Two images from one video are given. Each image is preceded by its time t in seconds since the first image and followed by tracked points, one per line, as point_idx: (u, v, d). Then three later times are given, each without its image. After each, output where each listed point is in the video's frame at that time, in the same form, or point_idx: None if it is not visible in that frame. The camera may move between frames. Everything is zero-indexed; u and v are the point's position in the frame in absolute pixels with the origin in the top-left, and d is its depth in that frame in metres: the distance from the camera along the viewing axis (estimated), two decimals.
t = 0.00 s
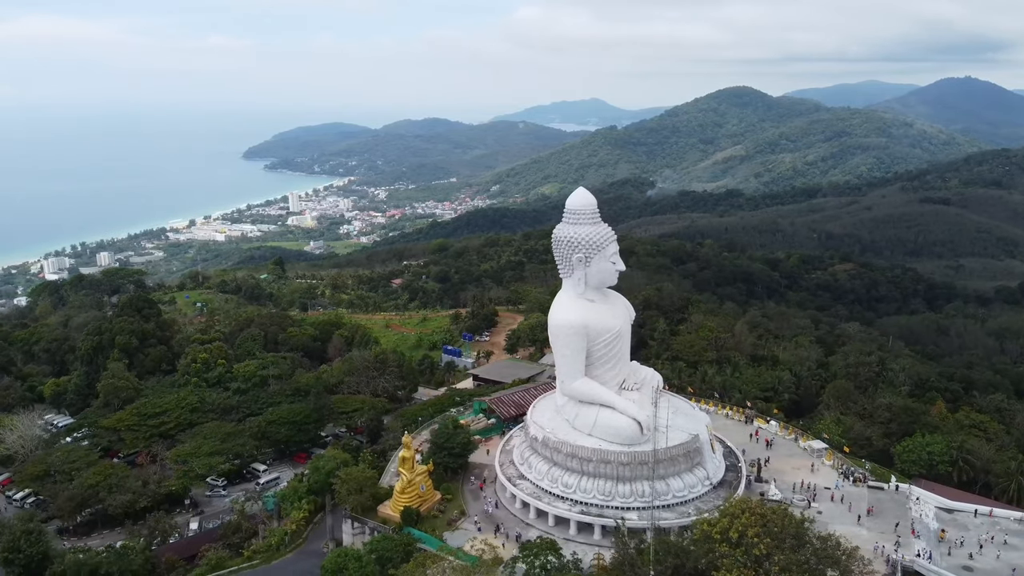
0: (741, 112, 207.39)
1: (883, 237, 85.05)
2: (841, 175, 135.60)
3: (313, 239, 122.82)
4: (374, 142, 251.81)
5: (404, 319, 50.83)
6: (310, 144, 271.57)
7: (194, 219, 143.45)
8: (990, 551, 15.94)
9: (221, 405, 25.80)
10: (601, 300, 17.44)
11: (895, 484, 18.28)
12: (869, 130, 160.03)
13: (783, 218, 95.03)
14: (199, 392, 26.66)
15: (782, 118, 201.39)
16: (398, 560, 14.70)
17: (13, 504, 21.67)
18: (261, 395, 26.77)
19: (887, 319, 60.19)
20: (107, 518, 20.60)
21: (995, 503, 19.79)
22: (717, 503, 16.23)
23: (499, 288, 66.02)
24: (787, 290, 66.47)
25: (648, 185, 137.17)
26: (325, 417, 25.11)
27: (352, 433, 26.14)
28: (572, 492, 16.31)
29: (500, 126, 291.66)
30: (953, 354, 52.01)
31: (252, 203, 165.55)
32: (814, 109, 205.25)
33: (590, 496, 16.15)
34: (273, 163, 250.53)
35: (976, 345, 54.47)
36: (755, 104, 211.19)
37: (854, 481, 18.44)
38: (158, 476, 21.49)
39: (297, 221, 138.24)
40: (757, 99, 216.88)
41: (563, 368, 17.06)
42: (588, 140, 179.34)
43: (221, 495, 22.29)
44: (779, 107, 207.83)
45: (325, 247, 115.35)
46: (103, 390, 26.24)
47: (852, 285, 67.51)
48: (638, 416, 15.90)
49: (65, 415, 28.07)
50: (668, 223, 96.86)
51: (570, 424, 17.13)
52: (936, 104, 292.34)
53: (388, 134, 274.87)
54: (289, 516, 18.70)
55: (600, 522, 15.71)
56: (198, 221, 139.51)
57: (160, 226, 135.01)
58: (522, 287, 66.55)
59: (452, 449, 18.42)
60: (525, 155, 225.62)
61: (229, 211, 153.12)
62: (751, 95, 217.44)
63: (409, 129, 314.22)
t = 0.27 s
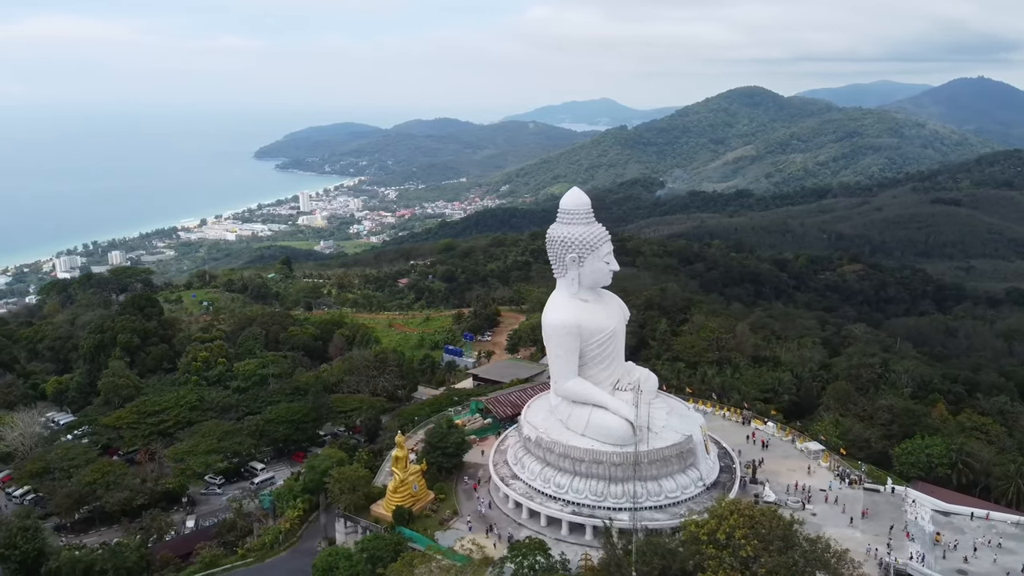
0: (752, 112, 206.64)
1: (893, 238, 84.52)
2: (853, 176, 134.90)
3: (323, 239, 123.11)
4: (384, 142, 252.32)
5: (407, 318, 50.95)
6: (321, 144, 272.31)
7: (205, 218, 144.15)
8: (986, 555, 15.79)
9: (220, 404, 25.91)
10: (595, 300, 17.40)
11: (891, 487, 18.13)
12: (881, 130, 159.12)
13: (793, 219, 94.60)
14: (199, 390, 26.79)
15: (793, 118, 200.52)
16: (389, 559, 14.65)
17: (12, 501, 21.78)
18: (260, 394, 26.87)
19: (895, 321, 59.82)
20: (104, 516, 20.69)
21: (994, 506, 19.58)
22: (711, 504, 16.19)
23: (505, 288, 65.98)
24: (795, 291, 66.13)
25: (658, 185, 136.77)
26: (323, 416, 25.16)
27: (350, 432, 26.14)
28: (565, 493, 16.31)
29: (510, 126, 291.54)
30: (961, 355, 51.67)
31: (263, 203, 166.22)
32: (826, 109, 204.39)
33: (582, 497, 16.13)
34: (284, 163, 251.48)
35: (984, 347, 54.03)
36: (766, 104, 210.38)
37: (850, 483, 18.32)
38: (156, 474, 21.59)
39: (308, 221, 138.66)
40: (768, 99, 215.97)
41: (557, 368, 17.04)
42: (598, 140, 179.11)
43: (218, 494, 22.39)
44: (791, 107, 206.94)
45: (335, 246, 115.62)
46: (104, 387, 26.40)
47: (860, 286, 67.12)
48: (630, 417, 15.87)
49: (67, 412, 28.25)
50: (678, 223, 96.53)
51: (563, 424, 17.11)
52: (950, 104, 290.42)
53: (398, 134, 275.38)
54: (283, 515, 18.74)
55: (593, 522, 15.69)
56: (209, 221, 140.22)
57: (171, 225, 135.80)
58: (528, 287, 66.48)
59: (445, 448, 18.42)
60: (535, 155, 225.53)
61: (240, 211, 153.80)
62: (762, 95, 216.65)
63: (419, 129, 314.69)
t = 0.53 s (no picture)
0: (763, 112, 205.83)
1: (903, 239, 84.01)
2: (864, 176, 134.15)
3: (333, 238, 123.40)
4: (394, 142, 252.80)
5: (410, 318, 50.99)
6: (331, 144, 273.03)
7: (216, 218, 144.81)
8: (981, 558, 15.64)
9: (219, 402, 26.01)
10: (589, 300, 17.37)
11: (887, 490, 17.98)
12: (892, 130, 158.22)
13: (803, 219, 94.11)
14: (199, 389, 26.89)
15: (805, 118, 199.61)
16: (380, 558, 14.65)
17: (11, 498, 21.87)
18: (260, 393, 26.93)
19: (903, 322, 59.45)
20: (102, 513, 20.78)
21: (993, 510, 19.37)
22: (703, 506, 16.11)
23: (512, 287, 65.92)
24: (803, 292, 65.77)
25: (668, 185, 136.37)
26: (320, 415, 25.20)
27: (349, 431, 26.14)
28: (557, 493, 16.26)
29: (523, 125, 291.41)
30: (969, 358, 51.29)
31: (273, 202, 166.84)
32: (838, 110, 203.31)
33: (575, 497, 16.08)
34: (294, 163, 252.44)
35: (994, 348, 53.59)
36: (777, 104, 209.52)
37: (845, 486, 18.20)
38: (153, 472, 21.65)
39: (318, 220, 139.08)
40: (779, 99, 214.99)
41: (550, 368, 17.01)
42: (608, 140, 178.83)
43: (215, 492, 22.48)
44: (802, 107, 205.97)
45: (345, 246, 115.89)
46: (105, 386, 26.56)
47: (869, 287, 66.73)
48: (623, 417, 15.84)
49: (69, 410, 28.39)
50: (687, 223, 96.25)
51: (556, 424, 17.09)
52: (965, 104, 288.44)
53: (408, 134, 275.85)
54: (277, 513, 18.77)
55: (584, 523, 15.64)
56: (220, 220, 140.94)
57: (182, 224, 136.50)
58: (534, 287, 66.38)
59: (439, 448, 18.40)
60: (545, 155, 225.40)
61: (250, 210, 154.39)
62: (774, 95, 215.79)
63: (429, 129, 315.13)
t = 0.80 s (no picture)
0: (774, 112, 204.98)
1: (913, 241, 83.43)
2: (875, 176, 133.36)
3: (343, 238, 123.69)
4: (403, 142, 253.18)
5: (414, 317, 51.05)
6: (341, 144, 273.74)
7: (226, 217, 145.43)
8: (976, 563, 15.48)
9: (218, 401, 26.10)
10: (583, 300, 17.32)
11: (883, 492, 17.82)
12: (904, 131, 157.25)
13: (813, 220, 93.62)
14: (198, 388, 27.01)
15: (816, 118, 198.64)
16: (370, 558, 14.67)
17: (10, 494, 21.95)
18: (259, 391, 27.01)
19: (912, 324, 59.03)
20: (100, 511, 20.86)
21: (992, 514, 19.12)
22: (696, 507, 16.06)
23: (518, 288, 65.85)
24: (811, 293, 65.40)
25: (678, 185, 135.92)
26: (318, 414, 25.22)
27: (347, 430, 26.13)
28: (549, 494, 16.23)
29: (533, 125, 291.30)
30: (978, 360, 50.89)
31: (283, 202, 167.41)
32: (850, 110, 202.07)
33: (566, 498, 16.05)
34: (304, 163, 253.25)
35: (1003, 350, 53.13)
36: (788, 104, 208.53)
37: (841, 488, 18.08)
38: (150, 470, 21.72)
39: (328, 220, 139.45)
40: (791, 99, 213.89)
41: (543, 368, 16.97)
42: (618, 140, 178.44)
43: (213, 491, 22.57)
44: (814, 107, 204.86)
45: (355, 246, 116.11)
46: (106, 384, 26.71)
47: (878, 288, 66.29)
48: (615, 418, 15.78)
49: (71, 408, 28.54)
50: (696, 224, 95.95)
51: (549, 425, 17.06)
52: (979, 104, 286.32)
53: (418, 134, 276.16)
54: (272, 512, 18.80)
55: (575, 524, 15.59)
56: (231, 220, 141.61)
57: (193, 224, 137.25)
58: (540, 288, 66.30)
59: (433, 448, 18.40)
60: (554, 155, 225.21)
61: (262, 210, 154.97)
62: (785, 95, 214.81)
63: (439, 130, 315.36)
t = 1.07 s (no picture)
0: (785, 112, 204.05)
1: (923, 242, 82.84)
2: (887, 176, 132.53)
3: (353, 238, 123.91)
4: (413, 142, 253.52)
5: (417, 317, 51.06)
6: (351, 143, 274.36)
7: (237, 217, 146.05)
8: (971, 567, 15.32)
9: (217, 400, 26.20)
10: (577, 301, 17.26)
11: (879, 495, 17.67)
12: (916, 131, 156.26)
13: (823, 220, 93.10)
14: (198, 387, 27.12)
15: (828, 118, 197.58)
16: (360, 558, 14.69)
17: (10, 492, 22.09)
18: (259, 391, 27.11)
19: (921, 325, 58.60)
20: (98, 508, 20.96)
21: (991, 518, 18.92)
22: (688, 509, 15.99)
23: (525, 287, 65.76)
24: (819, 294, 65.05)
25: (687, 185, 135.47)
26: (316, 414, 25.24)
27: (346, 429, 26.16)
28: (541, 495, 16.20)
29: (542, 125, 291.08)
30: (986, 362, 50.47)
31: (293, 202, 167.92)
32: (862, 110, 200.70)
33: (558, 499, 16.01)
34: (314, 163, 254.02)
35: (1013, 352, 52.67)
36: (800, 104, 207.50)
37: (836, 490, 17.95)
38: (147, 469, 21.80)
39: (338, 220, 139.80)
40: (802, 99, 212.72)
41: (535, 369, 16.93)
42: (628, 139, 178.03)
43: (210, 490, 22.65)
44: (825, 107, 203.73)
45: (365, 245, 116.29)
46: (106, 382, 26.87)
47: (886, 289, 65.85)
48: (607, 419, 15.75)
49: (73, 406, 28.67)
50: (705, 224, 95.62)
51: (542, 425, 17.02)
52: (993, 104, 284.12)
53: (428, 134, 276.43)
54: (266, 511, 18.84)
55: (567, 525, 15.55)
56: (241, 220, 142.28)
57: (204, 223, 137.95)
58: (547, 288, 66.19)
59: (427, 448, 18.38)
60: (564, 155, 224.94)
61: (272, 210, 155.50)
62: (796, 95, 213.82)
63: (449, 130, 315.57)
